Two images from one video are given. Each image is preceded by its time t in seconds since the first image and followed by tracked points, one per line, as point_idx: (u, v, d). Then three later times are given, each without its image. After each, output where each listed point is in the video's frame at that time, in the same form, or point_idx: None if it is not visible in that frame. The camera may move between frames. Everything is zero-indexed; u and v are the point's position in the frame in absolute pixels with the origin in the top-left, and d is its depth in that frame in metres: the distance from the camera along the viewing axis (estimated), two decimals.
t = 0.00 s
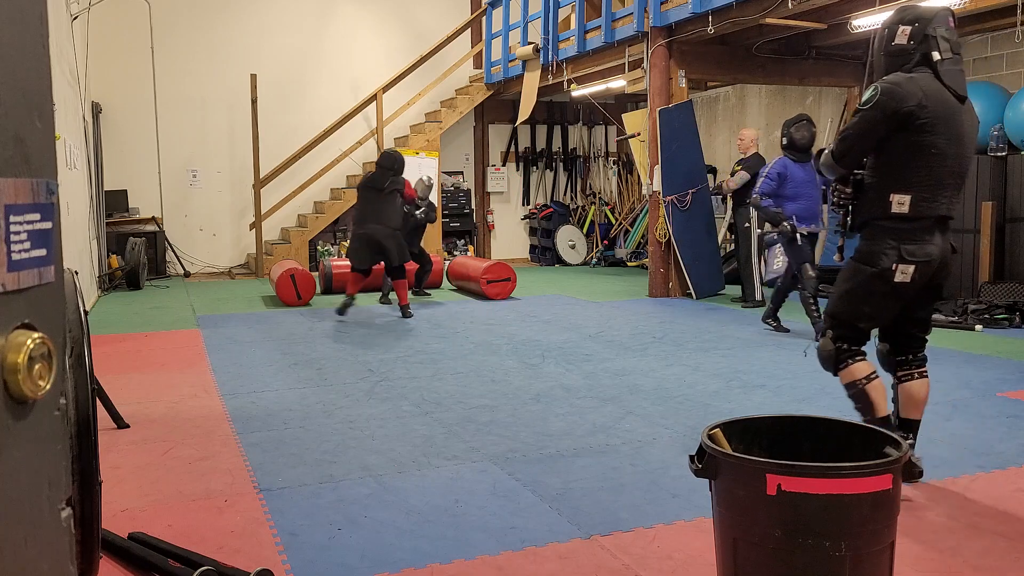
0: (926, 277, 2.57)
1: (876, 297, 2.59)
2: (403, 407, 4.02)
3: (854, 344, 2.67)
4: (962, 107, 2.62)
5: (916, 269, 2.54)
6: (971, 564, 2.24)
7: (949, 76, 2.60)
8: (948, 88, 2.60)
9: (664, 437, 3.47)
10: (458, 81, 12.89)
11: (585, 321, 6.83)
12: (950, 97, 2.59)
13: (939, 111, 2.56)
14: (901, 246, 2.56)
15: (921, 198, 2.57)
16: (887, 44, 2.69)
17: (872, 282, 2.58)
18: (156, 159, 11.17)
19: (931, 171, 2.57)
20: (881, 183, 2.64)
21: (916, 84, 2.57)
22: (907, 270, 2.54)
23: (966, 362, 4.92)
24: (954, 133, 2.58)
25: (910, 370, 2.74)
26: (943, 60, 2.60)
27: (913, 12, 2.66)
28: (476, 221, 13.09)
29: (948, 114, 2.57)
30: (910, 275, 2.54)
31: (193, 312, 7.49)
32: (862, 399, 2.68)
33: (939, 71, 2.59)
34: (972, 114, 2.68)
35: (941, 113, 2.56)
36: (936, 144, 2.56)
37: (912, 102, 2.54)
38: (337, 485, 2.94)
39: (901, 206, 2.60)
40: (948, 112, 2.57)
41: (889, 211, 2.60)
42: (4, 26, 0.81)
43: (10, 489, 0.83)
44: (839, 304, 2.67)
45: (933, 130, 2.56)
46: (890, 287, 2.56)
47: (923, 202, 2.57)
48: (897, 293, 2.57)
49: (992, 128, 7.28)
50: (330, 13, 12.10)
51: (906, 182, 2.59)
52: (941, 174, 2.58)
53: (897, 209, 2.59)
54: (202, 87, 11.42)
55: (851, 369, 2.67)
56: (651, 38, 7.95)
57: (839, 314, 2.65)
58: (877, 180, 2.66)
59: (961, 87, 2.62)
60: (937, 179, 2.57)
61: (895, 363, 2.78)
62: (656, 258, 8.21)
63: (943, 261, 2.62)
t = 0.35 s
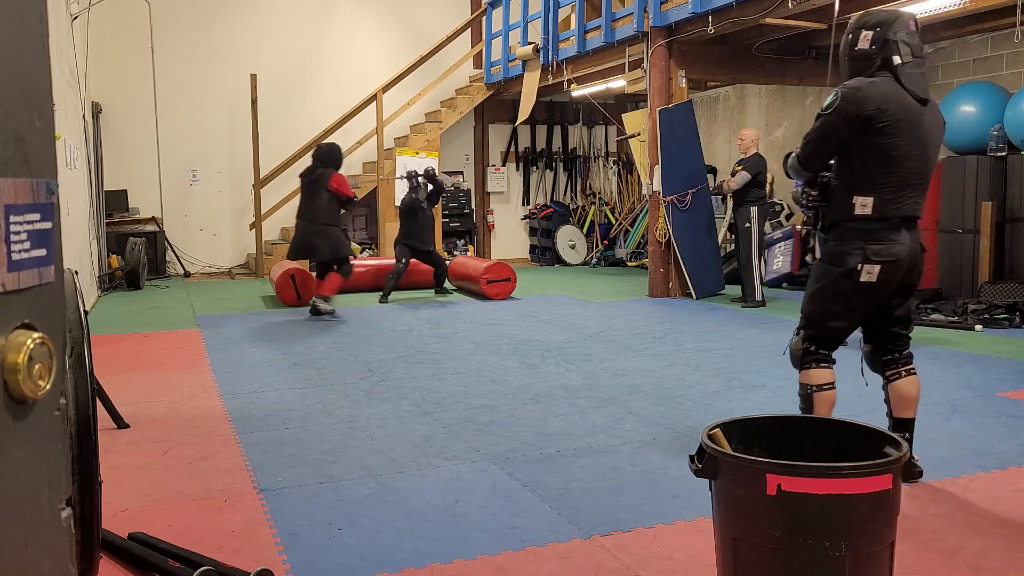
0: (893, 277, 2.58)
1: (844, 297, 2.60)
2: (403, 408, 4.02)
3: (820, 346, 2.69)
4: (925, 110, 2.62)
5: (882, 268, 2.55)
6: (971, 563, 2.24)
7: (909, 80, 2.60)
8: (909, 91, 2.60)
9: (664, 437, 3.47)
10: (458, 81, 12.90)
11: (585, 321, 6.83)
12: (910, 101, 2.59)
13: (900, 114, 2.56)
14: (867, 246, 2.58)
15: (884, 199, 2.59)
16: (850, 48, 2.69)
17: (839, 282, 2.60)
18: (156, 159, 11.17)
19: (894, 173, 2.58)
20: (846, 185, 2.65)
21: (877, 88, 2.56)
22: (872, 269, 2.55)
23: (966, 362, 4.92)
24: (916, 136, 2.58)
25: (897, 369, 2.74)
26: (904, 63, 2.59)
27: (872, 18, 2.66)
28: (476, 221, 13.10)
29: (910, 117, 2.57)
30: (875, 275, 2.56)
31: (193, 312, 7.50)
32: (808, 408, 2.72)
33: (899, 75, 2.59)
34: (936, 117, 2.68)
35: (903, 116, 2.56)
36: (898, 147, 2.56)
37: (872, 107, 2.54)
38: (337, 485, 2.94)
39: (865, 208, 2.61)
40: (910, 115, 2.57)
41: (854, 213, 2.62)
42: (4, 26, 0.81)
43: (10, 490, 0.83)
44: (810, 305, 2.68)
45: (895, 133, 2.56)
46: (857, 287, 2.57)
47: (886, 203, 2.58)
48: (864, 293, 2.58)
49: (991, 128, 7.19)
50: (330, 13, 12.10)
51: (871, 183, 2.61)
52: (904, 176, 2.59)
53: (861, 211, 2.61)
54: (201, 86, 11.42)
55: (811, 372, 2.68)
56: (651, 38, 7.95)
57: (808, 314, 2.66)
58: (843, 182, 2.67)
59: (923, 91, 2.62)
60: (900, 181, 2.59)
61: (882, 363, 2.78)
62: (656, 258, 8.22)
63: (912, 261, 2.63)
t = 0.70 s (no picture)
0: (843, 273, 2.55)
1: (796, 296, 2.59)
2: (403, 408, 4.02)
3: (801, 349, 2.63)
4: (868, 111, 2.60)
5: (829, 265, 2.54)
6: (971, 563, 2.24)
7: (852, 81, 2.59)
8: (852, 92, 2.59)
9: (664, 437, 3.46)
10: (458, 82, 12.90)
11: (585, 321, 6.82)
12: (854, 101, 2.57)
13: (842, 115, 2.54)
14: (813, 244, 2.57)
15: (830, 198, 2.57)
16: (796, 51, 2.71)
17: (791, 282, 2.60)
18: (156, 159, 11.17)
19: (837, 173, 2.56)
20: (792, 185, 2.65)
21: (819, 89, 2.56)
22: (820, 266, 2.54)
23: (966, 362, 4.92)
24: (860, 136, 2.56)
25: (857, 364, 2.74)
26: (847, 65, 2.59)
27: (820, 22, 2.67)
28: (477, 221, 13.10)
29: (853, 117, 2.55)
30: (823, 272, 2.55)
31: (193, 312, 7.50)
32: (800, 411, 2.67)
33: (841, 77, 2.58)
34: (883, 118, 2.66)
35: (846, 116, 2.54)
36: (840, 147, 2.55)
37: (814, 108, 2.53)
38: (337, 485, 2.94)
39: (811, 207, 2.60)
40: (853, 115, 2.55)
41: (800, 212, 2.61)
42: (4, 26, 0.81)
43: (10, 490, 0.83)
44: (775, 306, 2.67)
45: (837, 133, 2.54)
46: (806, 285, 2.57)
47: (831, 202, 2.56)
48: (815, 291, 2.57)
49: (991, 128, 7.15)
50: (330, 13, 12.10)
51: (815, 182, 2.59)
52: (849, 176, 2.57)
53: (808, 211, 2.60)
54: (201, 86, 11.42)
55: (798, 376, 2.62)
56: (651, 38, 7.95)
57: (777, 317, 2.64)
58: (791, 182, 2.66)
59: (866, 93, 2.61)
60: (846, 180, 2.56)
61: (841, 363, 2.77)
62: (656, 258, 8.22)
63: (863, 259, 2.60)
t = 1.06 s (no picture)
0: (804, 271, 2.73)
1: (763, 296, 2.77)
2: (403, 408, 4.02)
3: (785, 349, 2.77)
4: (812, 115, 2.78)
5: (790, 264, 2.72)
6: (971, 564, 2.24)
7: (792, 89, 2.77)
8: (794, 99, 2.76)
9: (664, 437, 3.46)
10: (458, 81, 12.90)
11: (585, 321, 6.82)
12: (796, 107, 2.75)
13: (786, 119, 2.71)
14: (774, 247, 2.76)
15: (782, 200, 2.74)
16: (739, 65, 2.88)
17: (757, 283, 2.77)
18: (156, 159, 11.17)
19: (787, 176, 2.73)
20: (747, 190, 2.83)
21: (761, 98, 2.73)
22: (782, 267, 2.72)
23: (966, 362, 4.92)
24: (806, 140, 2.74)
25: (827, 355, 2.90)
26: (787, 75, 2.77)
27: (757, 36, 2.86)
28: (477, 221, 13.10)
29: (796, 122, 2.73)
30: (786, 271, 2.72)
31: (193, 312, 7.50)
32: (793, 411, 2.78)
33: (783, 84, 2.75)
34: (826, 121, 2.83)
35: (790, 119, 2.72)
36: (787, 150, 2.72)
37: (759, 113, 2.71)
38: (337, 485, 2.94)
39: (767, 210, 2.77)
40: (797, 120, 2.72)
41: (757, 216, 2.79)
42: (4, 26, 0.81)
43: (10, 490, 0.83)
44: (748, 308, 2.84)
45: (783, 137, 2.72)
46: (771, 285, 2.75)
47: (784, 204, 2.74)
48: (780, 290, 2.75)
49: (991, 128, 7.15)
50: (330, 13, 12.10)
51: (768, 186, 2.76)
52: (800, 177, 2.74)
53: (764, 214, 2.77)
54: (201, 86, 11.42)
55: (787, 377, 2.74)
56: (651, 38, 7.95)
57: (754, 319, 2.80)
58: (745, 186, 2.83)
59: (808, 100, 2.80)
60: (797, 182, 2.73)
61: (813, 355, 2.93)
62: (656, 258, 8.23)
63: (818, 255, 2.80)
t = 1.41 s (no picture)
0: (740, 274, 3.02)
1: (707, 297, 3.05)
2: (403, 408, 4.02)
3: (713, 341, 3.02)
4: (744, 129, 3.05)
5: (730, 270, 3.00)
6: (971, 564, 2.23)
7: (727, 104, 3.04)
8: (730, 116, 3.03)
9: (664, 438, 3.47)
10: (458, 81, 12.90)
11: (584, 321, 6.82)
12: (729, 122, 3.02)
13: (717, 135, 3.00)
14: (716, 252, 3.03)
15: (720, 209, 3.02)
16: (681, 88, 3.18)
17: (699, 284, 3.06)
18: (156, 159, 11.17)
19: (723, 185, 3.01)
20: (690, 198, 3.12)
21: (700, 116, 3.01)
22: (723, 271, 3.00)
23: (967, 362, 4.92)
24: (740, 153, 3.02)
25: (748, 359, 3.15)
26: (723, 93, 3.05)
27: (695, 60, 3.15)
28: (477, 221, 13.10)
29: (730, 137, 3.01)
30: (727, 276, 3.01)
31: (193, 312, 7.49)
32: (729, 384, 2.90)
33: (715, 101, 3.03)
34: (760, 134, 3.10)
35: (720, 136, 3.00)
36: (718, 164, 3.01)
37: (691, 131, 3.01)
38: (337, 485, 2.94)
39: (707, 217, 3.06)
40: (728, 136, 3.00)
41: (698, 222, 3.08)
42: (4, 26, 0.81)
43: (10, 490, 0.83)
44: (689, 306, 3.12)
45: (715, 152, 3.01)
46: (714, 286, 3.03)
47: (722, 212, 3.02)
48: (719, 291, 3.03)
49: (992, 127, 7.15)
50: (330, 13, 12.10)
51: (708, 196, 3.05)
52: (736, 187, 3.01)
53: (704, 220, 3.06)
54: (202, 86, 11.42)
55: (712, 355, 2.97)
56: (651, 38, 7.95)
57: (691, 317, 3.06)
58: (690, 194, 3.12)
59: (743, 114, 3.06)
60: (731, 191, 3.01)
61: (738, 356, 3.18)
62: (657, 258, 8.23)
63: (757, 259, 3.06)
